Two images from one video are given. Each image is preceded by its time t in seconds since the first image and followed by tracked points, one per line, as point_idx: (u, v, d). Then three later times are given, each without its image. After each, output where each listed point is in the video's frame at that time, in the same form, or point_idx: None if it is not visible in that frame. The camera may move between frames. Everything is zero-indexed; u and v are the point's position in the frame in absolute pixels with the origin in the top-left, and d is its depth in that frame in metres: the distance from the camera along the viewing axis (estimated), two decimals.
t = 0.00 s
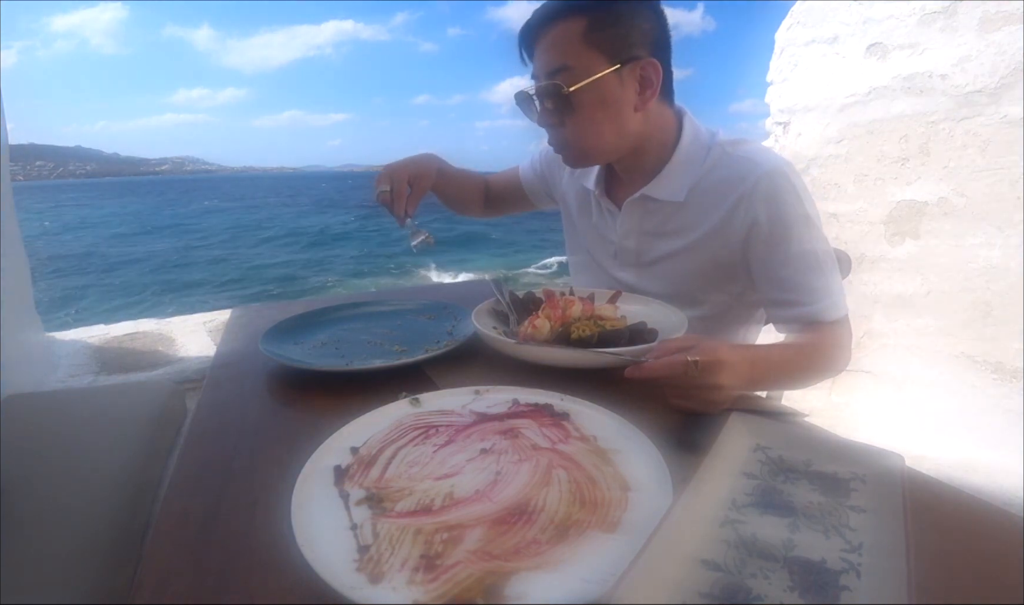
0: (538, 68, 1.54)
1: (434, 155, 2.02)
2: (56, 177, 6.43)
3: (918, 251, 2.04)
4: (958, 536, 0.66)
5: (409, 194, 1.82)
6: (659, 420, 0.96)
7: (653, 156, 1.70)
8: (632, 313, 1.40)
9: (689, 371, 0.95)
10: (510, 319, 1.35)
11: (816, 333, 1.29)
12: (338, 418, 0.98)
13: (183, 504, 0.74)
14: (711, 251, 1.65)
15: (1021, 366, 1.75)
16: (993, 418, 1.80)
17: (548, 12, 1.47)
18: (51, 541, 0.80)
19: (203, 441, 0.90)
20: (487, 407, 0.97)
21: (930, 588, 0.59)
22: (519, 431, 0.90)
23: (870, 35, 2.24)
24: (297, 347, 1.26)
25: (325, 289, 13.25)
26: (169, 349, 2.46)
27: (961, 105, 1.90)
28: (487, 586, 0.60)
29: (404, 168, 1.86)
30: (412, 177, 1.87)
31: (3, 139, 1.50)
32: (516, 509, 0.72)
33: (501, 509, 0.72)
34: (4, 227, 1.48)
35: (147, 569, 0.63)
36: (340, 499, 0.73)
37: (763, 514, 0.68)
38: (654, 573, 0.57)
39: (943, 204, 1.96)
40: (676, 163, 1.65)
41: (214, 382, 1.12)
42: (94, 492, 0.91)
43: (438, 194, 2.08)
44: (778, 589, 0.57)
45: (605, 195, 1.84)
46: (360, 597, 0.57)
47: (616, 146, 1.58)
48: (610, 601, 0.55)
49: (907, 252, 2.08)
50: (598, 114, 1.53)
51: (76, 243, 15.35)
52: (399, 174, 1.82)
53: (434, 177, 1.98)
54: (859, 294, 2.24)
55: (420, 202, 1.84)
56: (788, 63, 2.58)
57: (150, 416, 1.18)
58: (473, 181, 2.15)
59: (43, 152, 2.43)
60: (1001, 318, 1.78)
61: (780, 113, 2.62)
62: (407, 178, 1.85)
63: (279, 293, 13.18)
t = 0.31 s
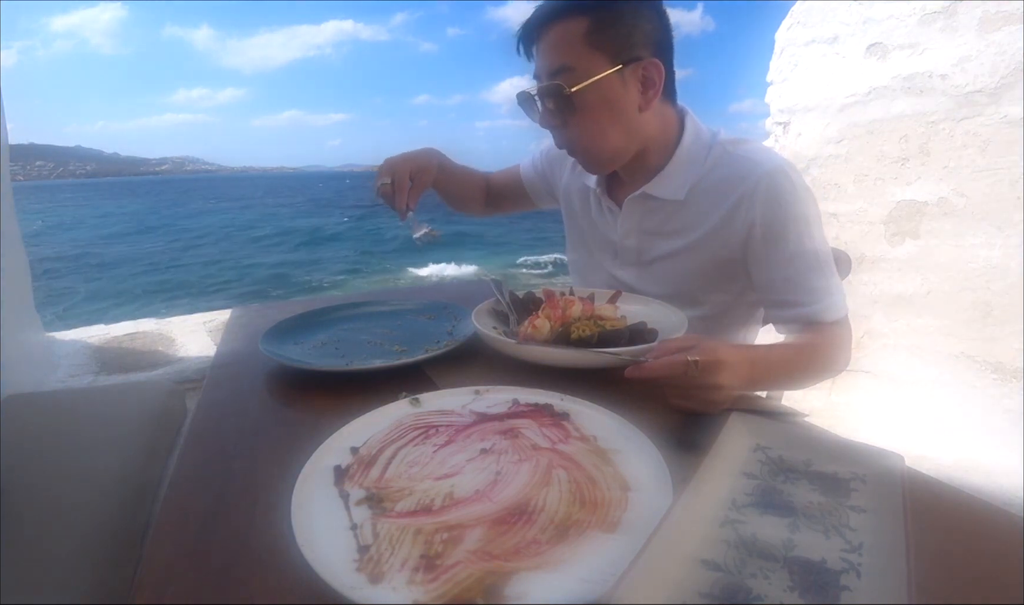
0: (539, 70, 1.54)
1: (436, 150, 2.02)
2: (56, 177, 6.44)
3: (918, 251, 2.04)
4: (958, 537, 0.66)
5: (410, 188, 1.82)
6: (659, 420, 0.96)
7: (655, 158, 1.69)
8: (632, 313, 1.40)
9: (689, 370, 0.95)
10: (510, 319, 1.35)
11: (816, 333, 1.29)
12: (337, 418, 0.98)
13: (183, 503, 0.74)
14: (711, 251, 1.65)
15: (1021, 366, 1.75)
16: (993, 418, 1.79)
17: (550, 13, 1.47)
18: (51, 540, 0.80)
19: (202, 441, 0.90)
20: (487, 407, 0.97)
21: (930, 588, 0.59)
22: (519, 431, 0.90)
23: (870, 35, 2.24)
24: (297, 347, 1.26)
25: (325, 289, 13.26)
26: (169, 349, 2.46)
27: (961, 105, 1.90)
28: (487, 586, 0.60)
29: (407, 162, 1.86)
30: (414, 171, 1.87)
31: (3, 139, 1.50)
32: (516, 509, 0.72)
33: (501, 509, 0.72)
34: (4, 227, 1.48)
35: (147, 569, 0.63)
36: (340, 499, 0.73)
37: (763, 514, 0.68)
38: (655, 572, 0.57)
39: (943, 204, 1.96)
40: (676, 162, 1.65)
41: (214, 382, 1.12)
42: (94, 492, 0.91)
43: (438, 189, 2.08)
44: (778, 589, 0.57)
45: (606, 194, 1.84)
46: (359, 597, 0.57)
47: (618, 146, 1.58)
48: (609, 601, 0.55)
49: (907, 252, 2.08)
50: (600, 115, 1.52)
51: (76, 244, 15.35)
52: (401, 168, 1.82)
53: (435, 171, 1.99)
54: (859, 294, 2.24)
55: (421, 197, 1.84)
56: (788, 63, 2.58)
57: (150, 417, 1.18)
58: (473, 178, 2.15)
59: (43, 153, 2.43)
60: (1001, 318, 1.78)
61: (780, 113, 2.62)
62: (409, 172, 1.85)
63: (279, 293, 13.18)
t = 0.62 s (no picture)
0: (540, 69, 1.54)
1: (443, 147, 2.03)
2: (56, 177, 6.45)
3: (918, 251, 2.04)
4: (958, 537, 0.66)
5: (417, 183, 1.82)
6: (659, 420, 0.96)
7: (654, 157, 1.70)
8: (632, 313, 1.40)
9: (689, 371, 0.95)
10: (510, 319, 1.35)
11: (816, 332, 1.30)
12: (337, 418, 0.98)
13: (183, 503, 0.74)
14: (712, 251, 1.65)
15: (1021, 366, 1.74)
16: (993, 417, 1.78)
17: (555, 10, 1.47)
18: (51, 541, 0.80)
19: (202, 441, 0.90)
20: (487, 407, 0.97)
21: (930, 588, 0.59)
22: (519, 431, 0.90)
23: (870, 34, 2.24)
24: (297, 347, 1.26)
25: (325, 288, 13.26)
26: (169, 348, 2.47)
27: (961, 105, 1.90)
28: (487, 586, 0.60)
29: (415, 158, 1.87)
30: (422, 167, 1.87)
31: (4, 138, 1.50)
32: (516, 509, 0.72)
33: (502, 509, 0.72)
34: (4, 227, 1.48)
35: (147, 569, 0.63)
36: (340, 499, 0.73)
37: (764, 514, 0.68)
38: (655, 572, 0.57)
39: (943, 204, 1.96)
40: (673, 162, 1.65)
41: (214, 382, 1.12)
42: (94, 492, 0.91)
43: (442, 187, 2.08)
44: (778, 589, 0.57)
45: (604, 195, 1.84)
46: (359, 597, 0.57)
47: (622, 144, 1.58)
48: (610, 600, 0.55)
49: (907, 252, 2.08)
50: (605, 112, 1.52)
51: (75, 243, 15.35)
52: (410, 163, 1.82)
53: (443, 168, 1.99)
54: (859, 294, 2.24)
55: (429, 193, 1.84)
56: (788, 63, 2.59)
57: (150, 417, 1.18)
58: (475, 177, 2.15)
59: (42, 153, 2.44)
60: (1001, 318, 1.78)
61: (780, 113, 2.63)
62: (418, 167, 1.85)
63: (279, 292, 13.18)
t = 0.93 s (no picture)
0: (576, 37, 1.50)
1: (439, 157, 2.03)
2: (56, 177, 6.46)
3: (918, 251, 2.04)
4: (958, 536, 0.66)
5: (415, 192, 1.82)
6: (659, 420, 0.96)
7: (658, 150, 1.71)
8: (632, 313, 1.40)
9: (689, 371, 0.95)
10: (510, 319, 1.35)
11: (815, 328, 1.30)
12: (337, 418, 0.98)
13: (183, 503, 0.74)
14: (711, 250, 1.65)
15: (1021, 366, 1.74)
16: (993, 417, 1.78)
17: None
18: (50, 541, 0.80)
19: (202, 441, 0.90)
20: (487, 407, 0.97)
21: (931, 588, 0.59)
22: (519, 431, 0.90)
23: (870, 35, 2.24)
24: (297, 347, 1.26)
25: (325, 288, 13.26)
26: (169, 348, 2.47)
27: (961, 105, 1.90)
28: (487, 586, 0.60)
29: (412, 168, 1.87)
30: (419, 176, 1.87)
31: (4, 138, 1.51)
32: (516, 509, 0.72)
33: (502, 509, 0.72)
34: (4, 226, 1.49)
35: (146, 569, 0.63)
36: (340, 499, 0.73)
37: (764, 514, 0.68)
38: (656, 572, 0.57)
39: (943, 204, 1.96)
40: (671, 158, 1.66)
41: (214, 382, 1.12)
42: (94, 492, 0.91)
43: (438, 196, 2.08)
44: (778, 589, 0.57)
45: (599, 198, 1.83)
46: (359, 597, 0.57)
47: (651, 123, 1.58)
48: (610, 600, 0.55)
49: (907, 252, 2.08)
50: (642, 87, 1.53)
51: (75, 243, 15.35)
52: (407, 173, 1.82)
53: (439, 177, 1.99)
54: (859, 294, 2.24)
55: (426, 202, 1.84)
56: (788, 63, 2.59)
57: (150, 417, 1.18)
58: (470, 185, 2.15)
59: (43, 153, 2.44)
60: (1001, 318, 1.78)
61: (780, 113, 2.63)
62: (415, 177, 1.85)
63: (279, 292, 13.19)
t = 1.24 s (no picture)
0: (553, 48, 1.50)
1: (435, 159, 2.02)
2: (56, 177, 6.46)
3: (918, 251, 2.04)
4: (959, 537, 0.66)
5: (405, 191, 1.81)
6: (660, 420, 0.96)
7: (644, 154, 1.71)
8: (632, 313, 1.40)
9: (689, 372, 0.94)
10: (510, 319, 1.35)
11: (812, 325, 1.30)
12: (338, 418, 0.98)
13: (183, 504, 0.74)
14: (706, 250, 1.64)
15: (1021, 366, 1.74)
16: (993, 418, 1.78)
17: None
18: (50, 543, 0.80)
19: (202, 441, 0.90)
20: (487, 407, 0.97)
21: (931, 588, 0.59)
22: (519, 431, 0.90)
23: (870, 35, 2.24)
24: (298, 347, 1.26)
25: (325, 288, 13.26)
26: (169, 348, 2.47)
27: (961, 105, 1.90)
28: (487, 586, 0.60)
29: (406, 166, 1.87)
30: (413, 175, 1.87)
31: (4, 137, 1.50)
32: (516, 509, 0.72)
33: (502, 509, 0.72)
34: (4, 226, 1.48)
35: (147, 570, 0.63)
36: (340, 499, 0.73)
37: (764, 514, 0.68)
38: (655, 572, 0.57)
39: (943, 204, 1.96)
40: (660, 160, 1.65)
41: (214, 382, 1.12)
42: (93, 493, 0.91)
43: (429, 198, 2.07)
44: (778, 589, 0.57)
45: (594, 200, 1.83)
46: (360, 597, 0.57)
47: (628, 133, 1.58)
48: (610, 601, 0.55)
49: (907, 252, 2.08)
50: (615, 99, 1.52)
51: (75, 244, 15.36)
52: (401, 172, 1.82)
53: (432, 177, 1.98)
54: (859, 294, 2.24)
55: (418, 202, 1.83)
56: (788, 63, 2.59)
57: (147, 418, 1.18)
58: (462, 187, 2.15)
59: (42, 152, 2.44)
60: (1001, 318, 1.78)
61: (780, 113, 2.63)
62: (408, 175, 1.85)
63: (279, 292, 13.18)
